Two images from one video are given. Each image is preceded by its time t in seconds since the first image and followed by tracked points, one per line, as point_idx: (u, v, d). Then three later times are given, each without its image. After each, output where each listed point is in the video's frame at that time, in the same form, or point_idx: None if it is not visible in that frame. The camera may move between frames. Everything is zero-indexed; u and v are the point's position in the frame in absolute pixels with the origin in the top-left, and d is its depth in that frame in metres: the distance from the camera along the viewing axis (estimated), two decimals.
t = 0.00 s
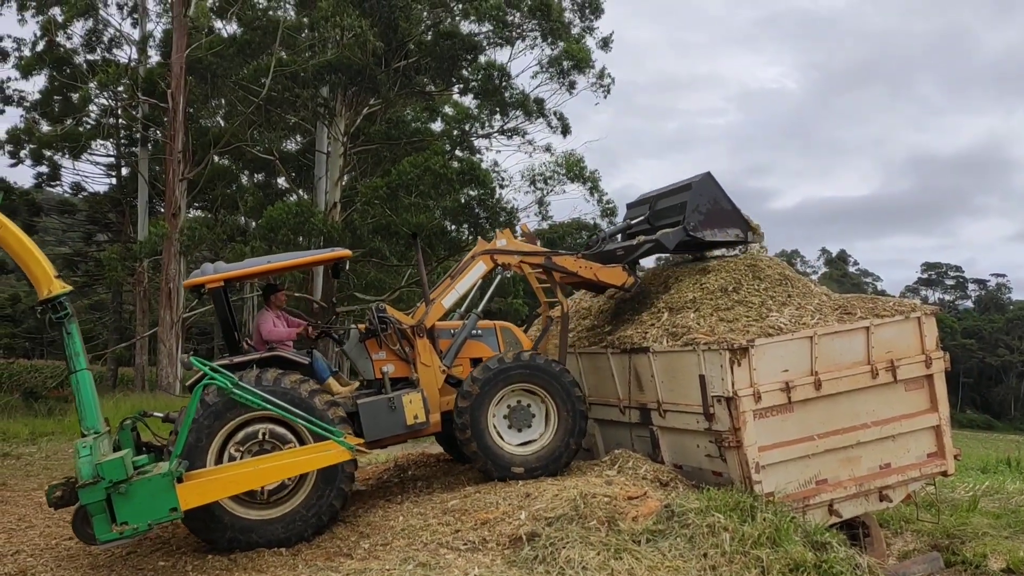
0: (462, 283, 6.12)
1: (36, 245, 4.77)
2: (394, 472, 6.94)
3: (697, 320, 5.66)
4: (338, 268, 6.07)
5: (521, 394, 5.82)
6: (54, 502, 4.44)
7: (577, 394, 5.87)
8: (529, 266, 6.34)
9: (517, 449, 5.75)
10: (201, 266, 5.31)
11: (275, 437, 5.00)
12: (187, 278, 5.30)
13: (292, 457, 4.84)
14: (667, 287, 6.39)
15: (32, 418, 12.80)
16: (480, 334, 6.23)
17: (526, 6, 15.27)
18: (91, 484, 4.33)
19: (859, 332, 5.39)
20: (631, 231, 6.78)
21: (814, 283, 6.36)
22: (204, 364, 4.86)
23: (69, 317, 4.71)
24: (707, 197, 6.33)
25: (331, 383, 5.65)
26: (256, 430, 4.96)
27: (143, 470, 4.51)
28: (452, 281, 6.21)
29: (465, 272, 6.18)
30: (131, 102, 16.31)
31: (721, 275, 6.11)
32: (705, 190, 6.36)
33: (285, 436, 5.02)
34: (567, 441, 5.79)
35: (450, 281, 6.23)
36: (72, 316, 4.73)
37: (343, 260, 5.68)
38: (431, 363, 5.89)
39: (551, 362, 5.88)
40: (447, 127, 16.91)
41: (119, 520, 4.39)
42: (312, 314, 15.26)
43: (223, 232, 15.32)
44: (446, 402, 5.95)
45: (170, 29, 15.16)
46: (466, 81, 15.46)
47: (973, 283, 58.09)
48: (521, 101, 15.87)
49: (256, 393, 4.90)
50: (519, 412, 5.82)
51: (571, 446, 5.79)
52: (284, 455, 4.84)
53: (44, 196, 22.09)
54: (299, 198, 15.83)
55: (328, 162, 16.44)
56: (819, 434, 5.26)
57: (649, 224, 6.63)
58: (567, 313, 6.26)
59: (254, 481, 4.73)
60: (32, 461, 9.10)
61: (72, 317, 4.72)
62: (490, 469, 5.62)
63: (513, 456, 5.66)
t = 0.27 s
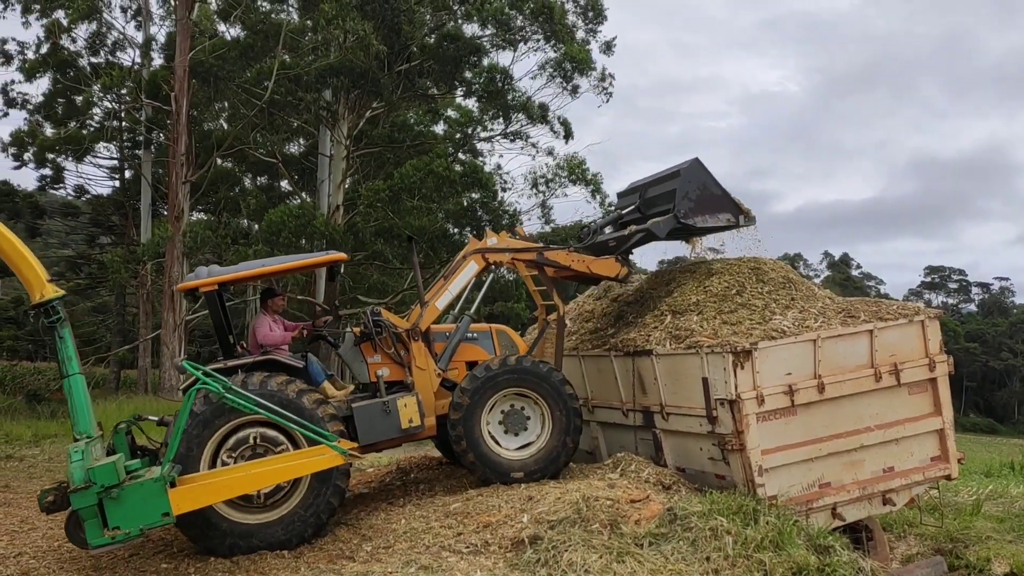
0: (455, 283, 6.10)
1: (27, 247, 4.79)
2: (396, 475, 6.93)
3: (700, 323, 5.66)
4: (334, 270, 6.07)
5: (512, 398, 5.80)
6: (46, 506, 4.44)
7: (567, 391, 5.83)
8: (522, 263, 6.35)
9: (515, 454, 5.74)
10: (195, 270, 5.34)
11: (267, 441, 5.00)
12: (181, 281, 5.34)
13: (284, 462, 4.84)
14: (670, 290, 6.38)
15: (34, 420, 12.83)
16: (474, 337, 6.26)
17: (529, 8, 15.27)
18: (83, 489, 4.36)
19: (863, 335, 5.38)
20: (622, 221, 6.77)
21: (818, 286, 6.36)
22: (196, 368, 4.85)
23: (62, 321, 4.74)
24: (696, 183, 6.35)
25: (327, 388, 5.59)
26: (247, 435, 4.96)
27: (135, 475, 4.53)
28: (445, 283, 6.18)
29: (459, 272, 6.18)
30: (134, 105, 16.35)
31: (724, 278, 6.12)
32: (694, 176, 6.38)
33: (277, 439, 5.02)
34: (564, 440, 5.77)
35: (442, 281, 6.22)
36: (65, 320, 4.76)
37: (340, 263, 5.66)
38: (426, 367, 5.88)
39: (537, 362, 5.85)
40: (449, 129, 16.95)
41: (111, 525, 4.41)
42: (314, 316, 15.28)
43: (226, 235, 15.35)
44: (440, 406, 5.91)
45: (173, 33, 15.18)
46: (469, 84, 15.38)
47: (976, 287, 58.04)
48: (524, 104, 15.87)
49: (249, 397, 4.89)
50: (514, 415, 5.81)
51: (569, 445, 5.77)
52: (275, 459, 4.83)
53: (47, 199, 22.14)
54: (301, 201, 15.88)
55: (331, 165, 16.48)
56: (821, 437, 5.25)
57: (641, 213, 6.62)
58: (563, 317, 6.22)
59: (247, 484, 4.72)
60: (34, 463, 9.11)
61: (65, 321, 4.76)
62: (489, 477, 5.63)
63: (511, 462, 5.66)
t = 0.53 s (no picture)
0: (445, 285, 6.07)
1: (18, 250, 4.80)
2: (398, 478, 6.93)
3: (702, 327, 5.65)
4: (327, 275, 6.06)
5: (500, 403, 5.78)
6: (34, 510, 4.44)
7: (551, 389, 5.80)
8: (511, 260, 6.34)
9: (511, 459, 5.75)
10: (187, 273, 5.38)
11: (254, 444, 5.00)
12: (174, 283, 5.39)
13: (273, 465, 4.85)
14: (672, 294, 6.37)
15: (37, 422, 12.86)
16: (467, 341, 6.25)
17: (531, 11, 15.27)
18: (71, 492, 4.39)
19: (865, 340, 5.38)
20: (610, 212, 6.93)
21: (820, 290, 6.36)
22: (185, 372, 4.94)
23: (51, 323, 4.75)
24: (682, 171, 6.52)
25: (318, 391, 5.66)
26: (233, 440, 4.95)
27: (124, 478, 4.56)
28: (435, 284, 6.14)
29: (448, 273, 6.14)
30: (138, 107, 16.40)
31: (726, 283, 6.13)
32: (679, 164, 6.54)
33: (265, 441, 5.02)
34: (556, 438, 5.76)
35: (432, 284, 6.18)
36: (55, 323, 4.77)
37: (333, 267, 5.68)
38: (419, 370, 5.86)
39: (519, 366, 5.81)
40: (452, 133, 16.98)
41: (98, 529, 4.44)
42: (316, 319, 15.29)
43: (228, 237, 15.38)
44: (433, 410, 5.91)
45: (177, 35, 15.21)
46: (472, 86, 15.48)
47: (978, 291, 57.96)
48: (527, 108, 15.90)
49: (237, 400, 4.93)
50: (505, 420, 5.80)
51: (563, 442, 5.77)
52: (263, 463, 4.84)
53: (51, 201, 22.20)
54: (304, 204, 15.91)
55: (333, 168, 16.51)
56: (824, 441, 5.24)
57: (628, 203, 6.80)
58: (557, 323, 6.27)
59: (236, 489, 4.74)
60: (36, 465, 9.12)
61: (55, 324, 4.77)
62: (489, 486, 5.65)
63: (508, 468, 5.67)
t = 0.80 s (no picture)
0: (433, 285, 6.08)
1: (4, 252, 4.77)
2: (401, 479, 6.92)
3: (705, 328, 5.64)
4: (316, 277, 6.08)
5: (485, 408, 5.77)
6: (20, 511, 4.38)
7: (529, 386, 5.76)
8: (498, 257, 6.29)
9: (505, 461, 5.75)
10: (175, 275, 5.38)
11: (237, 447, 4.99)
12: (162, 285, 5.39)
13: (259, 467, 4.86)
14: (675, 295, 6.37)
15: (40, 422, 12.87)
16: (457, 343, 6.24)
17: (533, 11, 15.26)
18: (56, 494, 4.37)
19: (869, 341, 5.37)
20: (596, 203, 6.96)
21: (823, 291, 6.35)
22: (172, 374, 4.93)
23: (38, 325, 4.73)
24: (664, 157, 6.58)
25: (308, 394, 5.67)
26: (216, 444, 4.95)
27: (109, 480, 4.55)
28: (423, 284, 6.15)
29: (434, 273, 6.15)
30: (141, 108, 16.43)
31: (730, 284, 6.12)
32: (661, 151, 6.60)
33: (249, 442, 5.01)
34: (542, 432, 5.74)
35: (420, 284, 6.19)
36: (41, 325, 4.75)
37: (323, 269, 5.67)
38: (408, 372, 5.90)
39: (496, 368, 5.78)
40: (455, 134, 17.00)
41: (84, 531, 4.44)
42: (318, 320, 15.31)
43: (231, 238, 15.40)
44: (423, 411, 5.92)
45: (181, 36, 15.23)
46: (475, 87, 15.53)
47: (982, 293, 57.86)
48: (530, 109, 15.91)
49: (226, 402, 4.93)
50: (492, 423, 5.79)
51: (551, 436, 5.74)
52: (250, 463, 4.86)
53: (54, 201, 22.24)
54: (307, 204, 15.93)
55: (336, 169, 16.53)
56: (828, 443, 5.23)
57: (613, 192, 6.83)
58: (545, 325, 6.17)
59: (223, 491, 4.75)
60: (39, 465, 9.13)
61: (42, 326, 4.74)
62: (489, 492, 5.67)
63: (502, 470, 5.68)
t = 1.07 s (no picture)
0: (421, 282, 6.03)
1: None
2: (403, 473, 6.93)
3: (708, 324, 5.62)
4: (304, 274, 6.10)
5: (464, 411, 5.78)
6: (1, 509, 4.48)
7: (496, 378, 5.73)
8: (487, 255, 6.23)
9: (497, 456, 5.76)
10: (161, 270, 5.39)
11: (214, 443, 4.97)
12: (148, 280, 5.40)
13: (240, 467, 4.82)
14: (678, 291, 6.36)
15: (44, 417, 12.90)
16: (445, 340, 6.29)
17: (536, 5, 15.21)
18: (36, 491, 4.39)
19: (873, 337, 5.36)
20: (586, 201, 6.91)
21: (827, 287, 6.34)
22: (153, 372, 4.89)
23: (21, 321, 4.74)
24: (655, 158, 6.50)
25: (296, 391, 5.68)
26: (194, 446, 4.93)
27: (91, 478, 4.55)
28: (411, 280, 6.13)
29: (422, 270, 6.10)
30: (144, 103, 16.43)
31: (733, 279, 6.11)
32: (652, 151, 6.51)
33: (227, 437, 4.98)
34: (523, 419, 5.72)
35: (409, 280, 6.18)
36: (24, 320, 4.76)
37: (311, 265, 5.62)
38: (396, 369, 5.90)
39: (462, 371, 5.78)
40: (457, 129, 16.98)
41: (65, 529, 4.44)
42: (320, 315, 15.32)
43: (234, 234, 15.40)
44: (410, 409, 5.93)
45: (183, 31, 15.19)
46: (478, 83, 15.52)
47: (985, 289, 57.78)
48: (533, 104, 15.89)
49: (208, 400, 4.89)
50: (475, 423, 5.80)
51: (532, 421, 5.71)
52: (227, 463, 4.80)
53: (57, 196, 22.27)
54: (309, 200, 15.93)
55: (339, 164, 16.52)
56: (831, 438, 5.23)
57: (603, 191, 6.75)
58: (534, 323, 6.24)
59: (206, 489, 4.72)
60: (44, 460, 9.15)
61: (24, 321, 4.75)
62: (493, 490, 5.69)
63: (497, 466, 5.70)
